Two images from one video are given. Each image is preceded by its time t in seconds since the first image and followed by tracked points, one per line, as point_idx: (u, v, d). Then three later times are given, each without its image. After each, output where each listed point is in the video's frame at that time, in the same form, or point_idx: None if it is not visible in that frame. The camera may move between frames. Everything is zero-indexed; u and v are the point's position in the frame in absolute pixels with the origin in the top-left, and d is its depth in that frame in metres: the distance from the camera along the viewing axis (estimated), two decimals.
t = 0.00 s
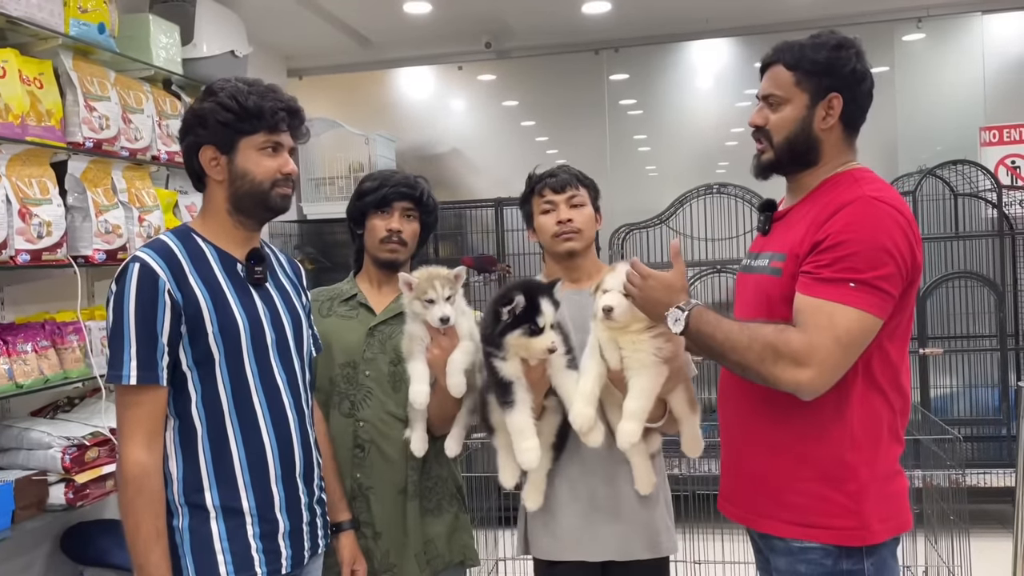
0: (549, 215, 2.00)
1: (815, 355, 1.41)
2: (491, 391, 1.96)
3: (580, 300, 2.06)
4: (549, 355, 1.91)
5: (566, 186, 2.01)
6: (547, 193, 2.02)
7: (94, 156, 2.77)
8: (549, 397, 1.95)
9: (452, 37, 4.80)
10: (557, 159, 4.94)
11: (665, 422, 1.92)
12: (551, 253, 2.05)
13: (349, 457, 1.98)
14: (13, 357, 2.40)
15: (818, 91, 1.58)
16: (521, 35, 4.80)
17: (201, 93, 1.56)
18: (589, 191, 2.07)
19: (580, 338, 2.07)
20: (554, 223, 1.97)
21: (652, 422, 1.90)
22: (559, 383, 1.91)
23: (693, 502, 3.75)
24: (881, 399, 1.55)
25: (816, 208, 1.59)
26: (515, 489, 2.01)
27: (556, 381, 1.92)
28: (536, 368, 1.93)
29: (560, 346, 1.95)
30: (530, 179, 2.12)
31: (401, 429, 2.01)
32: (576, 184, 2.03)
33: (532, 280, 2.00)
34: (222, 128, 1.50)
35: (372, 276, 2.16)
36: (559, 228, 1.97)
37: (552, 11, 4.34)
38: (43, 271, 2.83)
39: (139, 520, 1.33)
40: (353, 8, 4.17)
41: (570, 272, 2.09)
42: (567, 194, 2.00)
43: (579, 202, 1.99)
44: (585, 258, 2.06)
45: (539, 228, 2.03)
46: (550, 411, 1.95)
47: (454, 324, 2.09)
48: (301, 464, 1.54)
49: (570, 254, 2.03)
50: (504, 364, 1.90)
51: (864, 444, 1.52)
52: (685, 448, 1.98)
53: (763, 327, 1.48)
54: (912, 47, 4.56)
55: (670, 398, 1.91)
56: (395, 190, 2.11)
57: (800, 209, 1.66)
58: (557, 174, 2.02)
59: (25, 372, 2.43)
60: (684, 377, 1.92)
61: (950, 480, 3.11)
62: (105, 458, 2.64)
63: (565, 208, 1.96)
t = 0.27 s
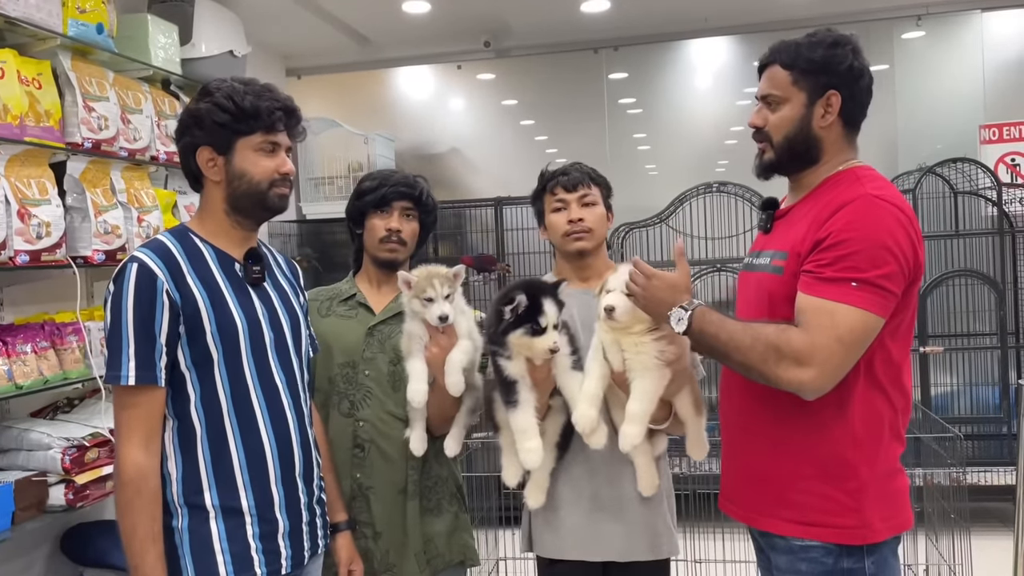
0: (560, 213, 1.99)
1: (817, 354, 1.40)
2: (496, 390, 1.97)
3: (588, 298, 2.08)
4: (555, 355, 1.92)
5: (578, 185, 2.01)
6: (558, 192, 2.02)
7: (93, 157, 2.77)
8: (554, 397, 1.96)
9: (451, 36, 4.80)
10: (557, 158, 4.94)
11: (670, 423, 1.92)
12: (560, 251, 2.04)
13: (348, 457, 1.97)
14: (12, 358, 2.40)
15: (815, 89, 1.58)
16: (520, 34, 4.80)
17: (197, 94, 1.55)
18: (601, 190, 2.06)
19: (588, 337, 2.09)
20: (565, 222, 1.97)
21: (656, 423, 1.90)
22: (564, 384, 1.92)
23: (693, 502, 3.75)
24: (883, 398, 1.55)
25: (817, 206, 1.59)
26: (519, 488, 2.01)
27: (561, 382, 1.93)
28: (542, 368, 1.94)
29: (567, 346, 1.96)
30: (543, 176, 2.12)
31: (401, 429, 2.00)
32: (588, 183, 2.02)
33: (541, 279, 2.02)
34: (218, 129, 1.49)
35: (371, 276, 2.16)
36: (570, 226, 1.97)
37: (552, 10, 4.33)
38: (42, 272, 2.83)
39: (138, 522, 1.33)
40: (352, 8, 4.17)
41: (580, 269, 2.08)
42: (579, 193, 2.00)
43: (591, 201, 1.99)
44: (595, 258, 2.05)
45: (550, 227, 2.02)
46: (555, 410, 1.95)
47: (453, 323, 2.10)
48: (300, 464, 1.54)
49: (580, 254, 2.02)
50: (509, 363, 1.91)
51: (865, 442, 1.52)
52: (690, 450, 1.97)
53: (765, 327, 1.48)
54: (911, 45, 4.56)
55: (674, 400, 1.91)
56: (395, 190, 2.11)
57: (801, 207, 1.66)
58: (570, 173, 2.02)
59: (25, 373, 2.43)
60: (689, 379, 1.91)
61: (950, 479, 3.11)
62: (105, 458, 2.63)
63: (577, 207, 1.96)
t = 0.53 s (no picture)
0: (568, 213, 1.99)
1: (820, 354, 1.40)
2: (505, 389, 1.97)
3: (595, 298, 2.08)
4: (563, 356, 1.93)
5: (587, 184, 2.01)
6: (567, 190, 2.02)
7: (93, 157, 2.77)
8: (562, 397, 1.97)
9: (450, 35, 4.80)
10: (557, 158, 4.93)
11: (674, 425, 1.92)
12: (568, 250, 2.04)
13: (348, 457, 1.96)
14: (13, 359, 2.39)
15: (818, 87, 1.57)
16: (519, 33, 4.79)
17: (196, 94, 1.55)
18: (610, 190, 2.06)
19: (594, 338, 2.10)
20: (573, 221, 1.97)
21: (660, 425, 1.90)
22: (572, 384, 1.93)
23: (694, 501, 3.75)
24: (886, 397, 1.55)
25: (820, 205, 1.59)
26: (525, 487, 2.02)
27: (569, 383, 1.94)
28: (551, 369, 1.94)
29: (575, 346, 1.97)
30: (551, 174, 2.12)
31: (403, 428, 2.00)
32: (597, 182, 2.02)
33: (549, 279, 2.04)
34: (218, 129, 1.49)
35: (372, 276, 2.16)
36: (578, 225, 1.96)
37: (552, 9, 4.33)
38: (43, 272, 2.82)
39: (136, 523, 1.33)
40: (352, 8, 4.16)
41: (586, 265, 2.07)
42: (587, 192, 2.00)
43: (599, 201, 1.99)
44: (602, 257, 2.05)
45: (558, 225, 2.02)
46: (562, 411, 1.96)
47: (454, 323, 2.10)
48: (300, 465, 1.53)
49: (588, 253, 2.02)
50: (520, 364, 1.91)
51: (868, 442, 1.52)
52: (693, 452, 1.98)
53: (768, 326, 1.48)
54: (911, 44, 4.56)
55: (679, 403, 1.91)
56: (395, 189, 2.11)
57: (804, 206, 1.66)
58: (578, 172, 2.02)
59: (25, 374, 2.43)
60: (694, 382, 1.91)
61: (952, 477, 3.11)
62: (105, 459, 2.63)
63: (585, 205, 1.96)
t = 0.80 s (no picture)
0: (574, 213, 1.99)
1: (823, 352, 1.40)
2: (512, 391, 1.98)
3: (600, 299, 2.08)
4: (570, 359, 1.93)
5: (592, 185, 2.01)
6: (573, 191, 2.02)
7: (93, 159, 2.77)
8: (568, 399, 1.97)
9: (450, 36, 4.80)
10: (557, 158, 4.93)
11: (677, 427, 1.93)
12: (574, 251, 2.04)
13: (349, 458, 1.96)
14: (14, 361, 2.39)
15: (822, 86, 1.57)
16: (519, 33, 4.79)
17: (196, 94, 1.55)
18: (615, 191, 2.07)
19: (599, 339, 2.10)
20: (579, 221, 1.97)
21: (662, 427, 1.91)
22: (578, 387, 1.94)
23: (695, 501, 3.74)
24: (889, 397, 1.54)
25: (823, 204, 1.59)
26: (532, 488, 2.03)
27: (576, 385, 1.94)
28: (558, 371, 1.94)
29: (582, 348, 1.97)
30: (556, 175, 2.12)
31: (404, 429, 2.01)
32: (602, 183, 2.03)
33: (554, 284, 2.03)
34: (218, 129, 1.49)
35: (372, 277, 2.16)
36: (584, 226, 1.96)
37: (552, 9, 4.33)
38: (44, 274, 2.83)
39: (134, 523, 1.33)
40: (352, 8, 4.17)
41: (593, 268, 2.07)
42: (593, 193, 2.00)
43: (605, 202, 1.99)
44: (608, 258, 2.05)
45: (564, 225, 2.02)
46: (569, 412, 1.96)
47: (456, 324, 2.12)
48: (299, 466, 1.53)
49: (594, 254, 2.02)
50: (527, 367, 1.91)
51: (871, 441, 1.52)
52: (697, 453, 1.98)
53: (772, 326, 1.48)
54: (912, 43, 4.56)
55: (683, 405, 1.91)
56: (395, 190, 2.11)
57: (808, 204, 1.66)
58: (584, 172, 2.02)
59: (26, 375, 2.42)
60: (698, 384, 1.91)
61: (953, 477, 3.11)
62: (106, 460, 2.63)
63: (591, 206, 1.96)
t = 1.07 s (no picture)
0: (579, 214, 1.99)
1: (826, 351, 1.40)
2: (516, 392, 1.98)
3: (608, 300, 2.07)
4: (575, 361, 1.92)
5: (597, 186, 2.01)
6: (577, 192, 2.02)
7: (94, 160, 2.77)
8: (573, 400, 1.97)
9: (451, 36, 4.80)
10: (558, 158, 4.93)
11: (681, 430, 1.93)
12: (579, 252, 2.03)
13: (350, 460, 1.95)
14: (14, 362, 2.39)
15: (825, 88, 1.57)
16: (519, 34, 4.79)
17: (198, 96, 1.55)
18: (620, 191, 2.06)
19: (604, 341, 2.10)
20: (584, 222, 1.97)
21: (666, 429, 1.91)
22: (583, 388, 1.94)
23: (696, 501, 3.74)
24: (892, 398, 1.54)
25: (827, 203, 1.59)
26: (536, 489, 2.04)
27: (581, 386, 1.94)
28: (563, 372, 1.94)
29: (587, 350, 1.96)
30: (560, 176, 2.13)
31: (405, 431, 2.01)
32: (607, 183, 2.02)
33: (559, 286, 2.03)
34: (220, 131, 1.49)
35: (371, 279, 2.16)
36: (589, 227, 1.96)
37: (552, 10, 4.32)
38: (44, 275, 2.83)
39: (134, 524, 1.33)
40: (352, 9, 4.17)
41: (598, 270, 2.07)
42: (598, 194, 2.00)
43: (609, 203, 1.99)
44: (613, 258, 2.05)
45: (569, 227, 2.02)
46: (573, 413, 1.96)
47: (458, 326, 2.13)
48: (298, 468, 1.53)
49: (599, 254, 2.02)
50: (531, 368, 1.90)
51: (873, 442, 1.51)
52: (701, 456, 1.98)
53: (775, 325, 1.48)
54: (913, 43, 4.55)
55: (687, 409, 1.91)
56: (394, 191, 2.11)
57: (812, 203, 1.66)
58: (589, 173, 2.02)
59: (26, 377, 2.42)
60: (704, 388, 1.91)
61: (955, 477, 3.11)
62: (106, 461, 2.63)
63: (595, 208, 1.96)
